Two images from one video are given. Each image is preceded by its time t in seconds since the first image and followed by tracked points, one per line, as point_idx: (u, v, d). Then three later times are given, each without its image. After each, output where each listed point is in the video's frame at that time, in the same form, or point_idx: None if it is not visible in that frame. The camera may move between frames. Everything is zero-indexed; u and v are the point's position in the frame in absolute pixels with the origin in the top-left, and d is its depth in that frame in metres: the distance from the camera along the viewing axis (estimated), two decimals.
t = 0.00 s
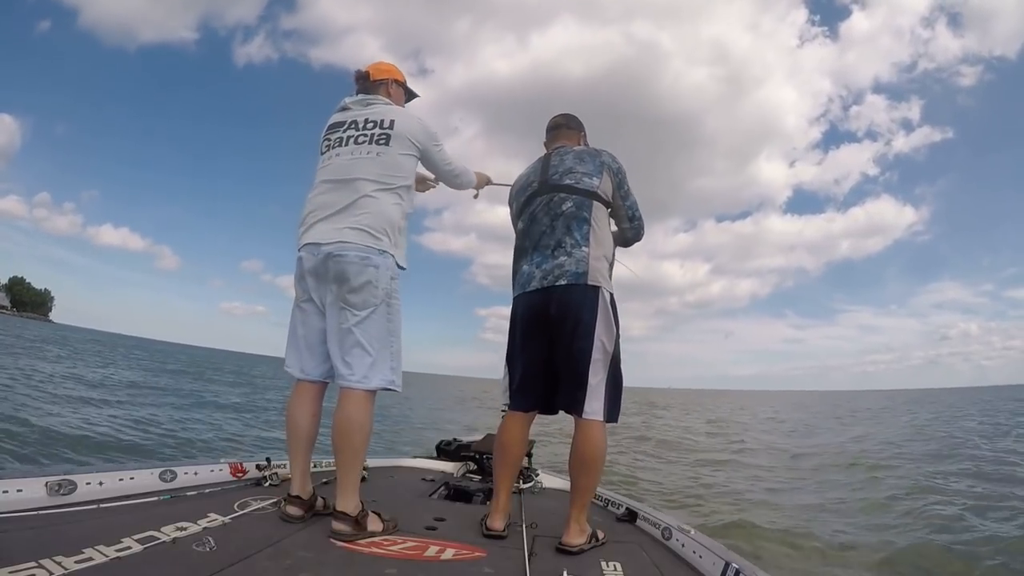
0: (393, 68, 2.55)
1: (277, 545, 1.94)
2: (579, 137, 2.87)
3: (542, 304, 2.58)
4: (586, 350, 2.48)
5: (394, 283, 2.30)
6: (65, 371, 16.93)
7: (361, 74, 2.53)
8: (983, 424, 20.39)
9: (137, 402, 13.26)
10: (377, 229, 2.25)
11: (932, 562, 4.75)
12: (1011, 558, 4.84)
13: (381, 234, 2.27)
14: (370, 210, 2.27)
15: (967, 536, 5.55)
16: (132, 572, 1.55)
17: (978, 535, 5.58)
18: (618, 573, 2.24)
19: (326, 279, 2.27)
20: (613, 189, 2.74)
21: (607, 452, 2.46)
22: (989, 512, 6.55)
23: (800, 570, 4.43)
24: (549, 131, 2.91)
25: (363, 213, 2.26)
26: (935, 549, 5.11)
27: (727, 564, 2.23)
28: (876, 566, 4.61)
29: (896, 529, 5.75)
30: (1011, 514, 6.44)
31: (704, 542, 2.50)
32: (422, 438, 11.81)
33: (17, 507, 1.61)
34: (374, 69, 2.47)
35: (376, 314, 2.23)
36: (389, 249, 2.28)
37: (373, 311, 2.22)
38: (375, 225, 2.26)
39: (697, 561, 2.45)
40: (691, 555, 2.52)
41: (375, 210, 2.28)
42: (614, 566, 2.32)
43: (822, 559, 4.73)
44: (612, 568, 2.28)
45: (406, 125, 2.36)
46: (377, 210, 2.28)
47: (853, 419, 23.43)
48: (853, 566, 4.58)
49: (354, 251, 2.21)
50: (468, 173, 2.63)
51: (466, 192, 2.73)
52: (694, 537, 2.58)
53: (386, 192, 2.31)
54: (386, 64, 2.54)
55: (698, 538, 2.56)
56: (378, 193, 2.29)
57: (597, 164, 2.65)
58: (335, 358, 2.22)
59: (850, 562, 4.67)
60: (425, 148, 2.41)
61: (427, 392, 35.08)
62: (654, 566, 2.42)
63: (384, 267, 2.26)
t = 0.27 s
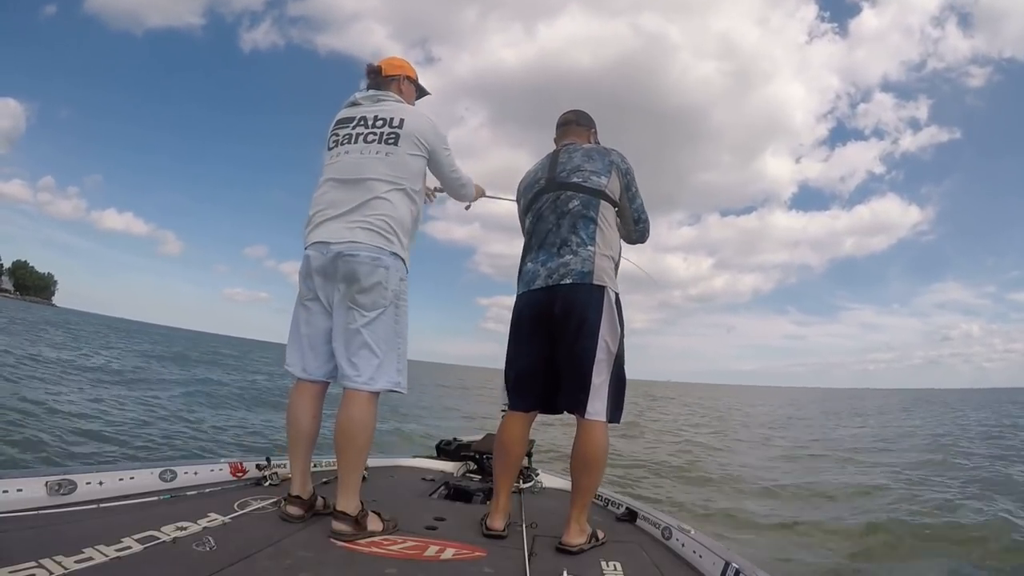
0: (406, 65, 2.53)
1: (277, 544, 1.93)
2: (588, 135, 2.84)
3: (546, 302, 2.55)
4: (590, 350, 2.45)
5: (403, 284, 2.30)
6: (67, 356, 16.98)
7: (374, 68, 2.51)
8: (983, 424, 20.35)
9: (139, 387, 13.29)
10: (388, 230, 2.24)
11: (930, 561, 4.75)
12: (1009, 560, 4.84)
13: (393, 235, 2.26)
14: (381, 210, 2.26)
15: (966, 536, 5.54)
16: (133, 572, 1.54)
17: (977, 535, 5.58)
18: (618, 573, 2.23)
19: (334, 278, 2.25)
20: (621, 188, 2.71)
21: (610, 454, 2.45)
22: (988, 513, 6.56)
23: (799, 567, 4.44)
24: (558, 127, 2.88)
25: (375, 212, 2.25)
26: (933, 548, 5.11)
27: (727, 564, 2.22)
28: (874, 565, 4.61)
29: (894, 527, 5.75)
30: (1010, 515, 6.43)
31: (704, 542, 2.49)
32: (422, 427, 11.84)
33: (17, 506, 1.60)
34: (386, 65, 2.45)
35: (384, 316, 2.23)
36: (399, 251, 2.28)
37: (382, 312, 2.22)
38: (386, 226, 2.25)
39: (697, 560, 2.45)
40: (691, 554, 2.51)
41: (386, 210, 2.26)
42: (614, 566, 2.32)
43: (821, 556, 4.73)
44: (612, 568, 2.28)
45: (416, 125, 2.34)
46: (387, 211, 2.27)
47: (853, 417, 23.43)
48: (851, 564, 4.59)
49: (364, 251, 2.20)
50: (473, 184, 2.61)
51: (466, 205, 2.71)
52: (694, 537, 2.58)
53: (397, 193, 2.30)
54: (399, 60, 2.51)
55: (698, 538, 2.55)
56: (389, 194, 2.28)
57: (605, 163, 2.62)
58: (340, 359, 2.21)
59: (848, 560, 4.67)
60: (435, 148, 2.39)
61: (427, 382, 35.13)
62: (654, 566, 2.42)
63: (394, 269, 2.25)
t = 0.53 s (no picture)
0: (408, 65, 2.53)
1: (277, 545, 1.93)
2: (590, 134, 2.84)
3: (547, 303, 2.55)
4: (591, 350, 2.45)
5: (404, 285, 2.30)
6: (67, 355, 17.00)
7: (376, 68, 2.51)
8: (983, 424, 20.36)
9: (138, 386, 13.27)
10: (389, 231, 2.24)
11: (930, 561, 4.75)
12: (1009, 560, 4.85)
13: (393, 236, 2.27)
14: (382, 211, 2.26)
15: (966, 537, 5.55)
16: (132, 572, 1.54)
17: (977, 536, 5.58)
18: (618, 573, 2.23)
19: (334, 278, 2.24)
20: (622, 188, 2.70)
21: (610, 455, 2.45)
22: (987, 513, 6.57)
23: (798, 567, 4.43)
24: (560, 127, 2.88)
25: (376, 213, 2.25)
26: (933, 548, 5.11)
27: (727, 565, 2.22)
28: (874, 564, 4.62)
29: (894, 528, 5.75)
30: (1010, 515, 6.44)
31: (704, 543, 2.49)
32: (422, 426, 11.83)
33: (17, 506, 1.60)
34: (388, 64, 2.45)
35: (385, 316, 2.23)
36: (400, 253, 2.28)
37: (383, 312, 2.22)
38: (387, 227, 2.26)
39: (697, 561, 2.45)
40: (691, 555, 2.51)
41: (386, 211, 2.26)
42: (614, 566, 2.32)
43: (821, 555, 4.74)
44: (612, 568, 2.28)
45: (415, 126, 2.33)
46: (388, 211, 2.27)
47: (853, 417, 23.43)
48: (851, 563, 4.59)
49: (365, 251, 2.19)
50: (461, 202, 2.49)
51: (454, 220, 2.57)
52: (694, 538, 2.58)
53: (397, 195, 2.29)
54: (402, 60, 2.51)
55: (698, 538, 2.55)
56: (389, 195, 2.28)
57: (607, 162, 2.61)
58: (339, 358, 2.21)
59: (848, 559, 4.68)
60: (433, 150, 2.37)
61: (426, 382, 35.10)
62: (654, 566, 2.42)
63: (395, 270, 2.25)
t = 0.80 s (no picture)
0: (399, 70, 2.57)
1: (277, 544, 1.94)
2: (582, 136, 2.88)
3: (541, 303, 2.58)
4: (585, 350, 2.48)
5: (394, 285, 2.32)
6: (64, 373, 16.96)
7: (368, 74, 2.56)
8: (982, 419, 20.41)
9: (136, 403, 13.22)
10: (376, 232, 2.27)
11: (931, 557, 4.77)
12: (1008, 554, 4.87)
13: (381, 236, 2.29)
14: (369, 212, 2.28)
15: (966, 531, 5.57)
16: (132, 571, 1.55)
17: (977, 530, 5.61)
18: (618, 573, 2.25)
19: (325, 279, 2.27)
20: (614, 189, 2.73)
21: (606, 452, 2.46)
22: (985, 507, 6.61)
23: (800, 565, 4.45)
24: (552, 129, 2.92)
25: (363, 215, 2.28)
26: (933, 544, 5.13)
27: (727, 564, 2.24)
28: (875, 560, 4.63)
29: (895, 524, 5.78)
30: (1008, 509, 6.47)
31: (704, 543, 2.50)
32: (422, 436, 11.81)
33: (17, 507, 1.62)
34: (378, 70, 2.49)
35: (375, 316, 2.24)
36: (389, 253, 2.30)
37: (373, 311, 2.24)
38: (375, 228, 2.28)
39: (697, 561, 2.46)
40: (691, 555, 2.53)
41: (373, 212, 2.28)
42: (614, 566, 2.33)
43: (822, 553, 4.75)
44: (612, 568, 2.29)
45: (401, 129, 2.36)
46: (375, 212, 2.29)
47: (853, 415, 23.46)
48: (851, 561, 4.61)
49: (353, 251, 2.22)
50: (448, 195, 2.42)
51: (440, 221, 2.49)
52: (694, 538, 2.59)
53: (384, 196, 2.32)
54: (392, 65, 2.56)
55: (698, 538, 2.57)
56: (376, 197, 2.30)
57: (598, 163, 2.65)
58: (333, 358, 2.23)
59: (849, 557, 4.69)
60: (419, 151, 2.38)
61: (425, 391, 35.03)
62: (654, 566, 2.44)
63: (384, 269, 2.28)
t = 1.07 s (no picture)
0: (389, 75, 2.61)
1: (277, 544, 1.95)
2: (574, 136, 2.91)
3: (536, 304, 2.61)
4: (581, 349, 2.51)
5: (385, 284, 2.35)
6: (61, 394, 16.88)
7: (359, 78, 2.60)
8: (981, 414, 20.46)
9: (134, 422, 13.16)
10: (366, 233, 2.29)
11: (932, 553, 4.79)
12: (1008, 547, 4.90)
13: (370, 236, 2.31)
14: (359, 213, 2.31)
15: (966, 527, 5.59)
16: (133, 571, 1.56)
17: (977, 525, 5.62)
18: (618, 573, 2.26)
19: (318, 280, 2.30)
20: (606, 188, 2.77)
21: (605, 448, 2.49)
22: (986, 502, 6.61)
23: (802, 566, 4.45)
24: (545, 131, 2.96)
25: (353, 216, 2.31)
26: (934, 540, 5.14)
27: (727, 564, 2.25)
28: (876, 558, 4.65)
29: (896, 522, 5.79)
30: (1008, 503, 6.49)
31: (704, 543, 2.52)
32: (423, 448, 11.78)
33: (18, 507, 1.63)
34: (369, 74, 2.53)
35: (367, 315, 2.27)
36: (378, 253, 2.33)
37: (365, 311, 2.26)
38: (365, 229, 2.31)
39: (697, 561, 2.48)
40: (691, 555, 2.54)
41: (363, 214, 2.31)
42: (614, 566, 2.35)
43: (824, 553, 4.77)
44: (612, 568, 2.31)
45: (389, 133, 2.39)
46: (365, 213, 2.32)
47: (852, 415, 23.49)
48: (853, 560, 4.61)
49: (343, 252, 2.25)
50: (433, 198, 2.43)
51: (427, 222, 2.49)
52: (694, 538, 2.61)
53: (373, 198, 2.35)
54: (383, 70, 2.60)
55: (698, 538, 2.58)
56: (365, 198, 2.33)
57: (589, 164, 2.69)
58: (329, 358, 2.25)
59: (850, 556, 4.71)
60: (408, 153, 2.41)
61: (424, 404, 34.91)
62: (654, 566, 2.45)
63: (374, 270, 2.30)
